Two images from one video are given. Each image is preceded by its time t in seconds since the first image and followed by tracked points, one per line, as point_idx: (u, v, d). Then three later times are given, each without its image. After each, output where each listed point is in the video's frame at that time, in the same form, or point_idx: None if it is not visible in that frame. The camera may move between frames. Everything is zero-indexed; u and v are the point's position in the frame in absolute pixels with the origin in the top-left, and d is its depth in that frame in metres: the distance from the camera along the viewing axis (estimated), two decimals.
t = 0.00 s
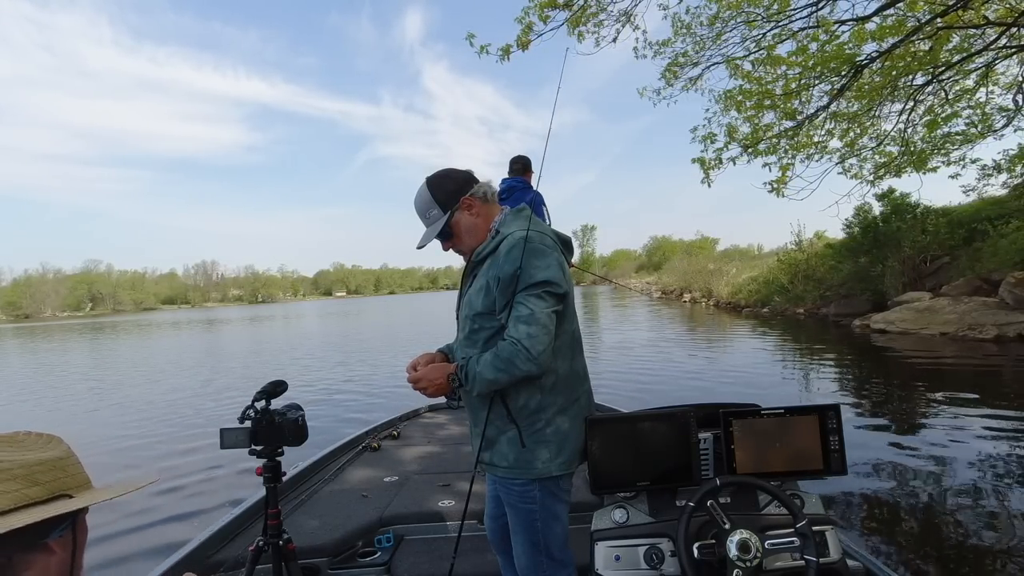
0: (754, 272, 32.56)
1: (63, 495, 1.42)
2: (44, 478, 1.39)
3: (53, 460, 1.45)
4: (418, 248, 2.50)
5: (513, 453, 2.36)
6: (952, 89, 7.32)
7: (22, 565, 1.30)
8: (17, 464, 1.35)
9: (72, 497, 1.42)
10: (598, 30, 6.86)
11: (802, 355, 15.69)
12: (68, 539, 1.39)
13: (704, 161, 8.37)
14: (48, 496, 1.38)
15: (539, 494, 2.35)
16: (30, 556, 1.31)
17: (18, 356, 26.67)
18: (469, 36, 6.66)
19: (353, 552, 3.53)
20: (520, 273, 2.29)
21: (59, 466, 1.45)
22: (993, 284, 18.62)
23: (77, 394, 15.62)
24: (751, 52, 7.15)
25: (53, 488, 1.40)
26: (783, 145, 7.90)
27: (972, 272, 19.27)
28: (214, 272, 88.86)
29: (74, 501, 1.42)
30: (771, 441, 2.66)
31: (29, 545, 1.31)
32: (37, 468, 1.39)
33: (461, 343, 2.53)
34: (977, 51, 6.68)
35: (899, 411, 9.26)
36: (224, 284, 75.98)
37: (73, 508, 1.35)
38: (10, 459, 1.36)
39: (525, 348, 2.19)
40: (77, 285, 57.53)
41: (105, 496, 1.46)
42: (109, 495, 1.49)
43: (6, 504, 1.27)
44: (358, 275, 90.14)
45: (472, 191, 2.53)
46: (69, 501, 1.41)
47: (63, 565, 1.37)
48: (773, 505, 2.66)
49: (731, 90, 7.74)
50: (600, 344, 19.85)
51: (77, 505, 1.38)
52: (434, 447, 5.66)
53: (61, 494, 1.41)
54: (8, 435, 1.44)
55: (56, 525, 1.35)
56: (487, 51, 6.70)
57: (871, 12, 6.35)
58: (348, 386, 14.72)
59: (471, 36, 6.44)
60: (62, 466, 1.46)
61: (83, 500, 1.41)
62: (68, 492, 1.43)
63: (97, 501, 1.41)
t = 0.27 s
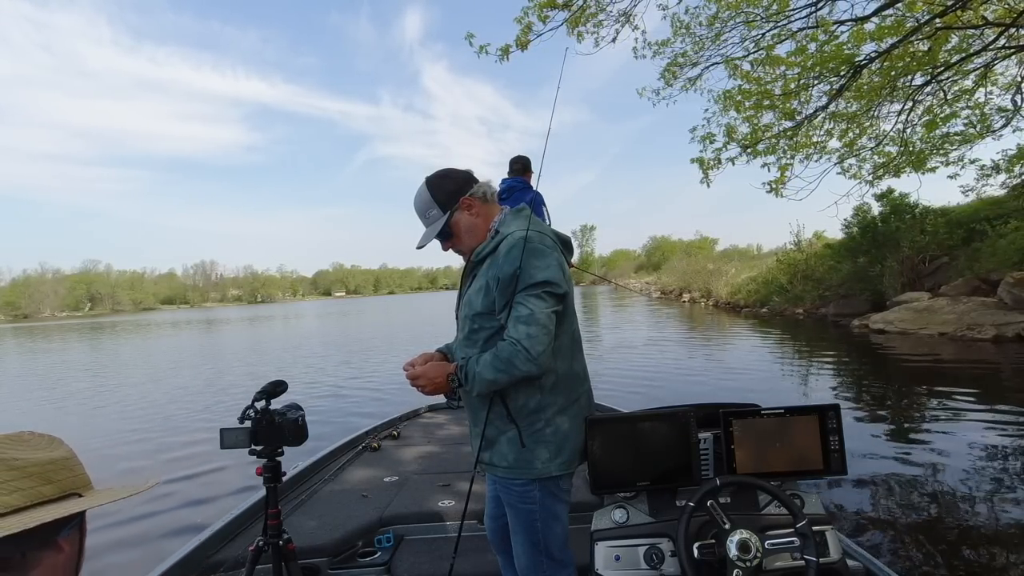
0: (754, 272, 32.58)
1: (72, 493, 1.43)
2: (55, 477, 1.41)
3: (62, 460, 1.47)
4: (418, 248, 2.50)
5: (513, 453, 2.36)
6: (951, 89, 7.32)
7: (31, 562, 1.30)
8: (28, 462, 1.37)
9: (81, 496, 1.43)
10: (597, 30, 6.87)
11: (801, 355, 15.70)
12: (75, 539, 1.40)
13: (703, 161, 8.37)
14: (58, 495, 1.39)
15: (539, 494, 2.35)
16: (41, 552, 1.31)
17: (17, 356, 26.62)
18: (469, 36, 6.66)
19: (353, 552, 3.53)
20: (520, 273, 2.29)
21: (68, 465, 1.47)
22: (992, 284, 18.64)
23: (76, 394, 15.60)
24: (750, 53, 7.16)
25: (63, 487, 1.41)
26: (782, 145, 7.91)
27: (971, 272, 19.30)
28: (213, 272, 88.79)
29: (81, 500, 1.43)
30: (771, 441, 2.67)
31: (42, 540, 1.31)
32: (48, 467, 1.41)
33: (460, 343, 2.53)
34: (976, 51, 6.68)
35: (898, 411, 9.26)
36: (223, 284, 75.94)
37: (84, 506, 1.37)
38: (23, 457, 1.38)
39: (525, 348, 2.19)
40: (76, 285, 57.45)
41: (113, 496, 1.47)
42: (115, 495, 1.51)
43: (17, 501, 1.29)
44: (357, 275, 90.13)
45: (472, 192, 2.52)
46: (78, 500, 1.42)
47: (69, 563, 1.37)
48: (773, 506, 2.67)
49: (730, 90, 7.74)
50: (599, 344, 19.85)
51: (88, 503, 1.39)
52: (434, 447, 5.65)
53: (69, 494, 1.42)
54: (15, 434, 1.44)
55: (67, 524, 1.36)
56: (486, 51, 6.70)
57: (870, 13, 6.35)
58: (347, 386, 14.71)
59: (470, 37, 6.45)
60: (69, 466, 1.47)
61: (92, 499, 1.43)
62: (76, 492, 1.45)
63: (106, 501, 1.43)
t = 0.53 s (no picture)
0: (753, 272, 32.60)
1: (75, 493, 1.43)
2: (59, 477, 1.41)
3: (65, 460, 1.46)
4: (417, 248, 2.50)
5: (513, 453, 2.36)
6: (950, 89, 7.32)
7: (32, 562, 1.29)
8: (32, 462, 1.38)
9: (84, 496, 1.43)
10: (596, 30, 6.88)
11: (801, 355, 15.72)
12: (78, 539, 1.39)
13: (702, 161, 8.38)
14: (62, 494, 1.39)
15: (539, 494, 2.35)
16: (42, 552, 1.30)
17: (16, 356, 26.59)
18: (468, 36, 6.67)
19: (353, 552, 3.53)
20: (520, 273, 2.29)
21: (71, 466, 1.47)
22: (990, 284, 18.66)
23: (75, 394, 15.58)
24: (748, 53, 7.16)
25: (66, 487, 1.41)
26: (781, 145, 7.91)
27: (969, 273, 19.33)
28: (212, 272, 88.71)
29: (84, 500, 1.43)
30: (772, 441, 2.67)
31: (44, 540, 1.31)
32: (51, 467, 1.41)
33: (460, 344, 2.53)
34: (974, 52, 6.68)
35: (897, 411, 9.26)
36: (222, 284, 75.88)
37: (86, 506, 1.36)
38: (26, 457, 1.38)
39: (525, 348, 2.19)
40: (74, 285, 57.35)
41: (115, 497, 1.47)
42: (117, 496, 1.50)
43: (19, 500, 1.29)
44: (356, 275, 90.12)
45: (471, 192, 2.52)
46: (81, 499, 1.42)
47: (72, 564, 1.37)
48: (773, 505, 2.67)
49: (729, 91, 7.75)
50: (598, 344, 19.86)
51: (90, 504, 1.39)
52: (434, 447, 5.66)
53: (73, 494, 1.42)
54: (16, 434, 1.43)
55: (68, 523, 1.35)
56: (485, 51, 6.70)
57: (868, 14, 6.36)
58: (346, 386, 14.71)
59: (469, 36, 6.45)
60: (71, 466, 1.46)
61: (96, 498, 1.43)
62: (79, 492, 1.44)
63: (108, 501, 1.43)
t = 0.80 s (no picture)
0: (752, 272, 32.62)
1: (78, 494, 1.43)
2: (63, 477, 1.41)
3: (69, 460, 1.46)
4: (416, 248, 2.50)
5: (513, 454, 2.36)
6: (949, 89, 7.33)
7: (35, 561, 1.29)
8: (40, 461, 1.37)
9: (87, 497, 1.43)
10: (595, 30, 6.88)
11: (800, 355, 15.73)
12: (80, 539, 1.39)
13: (702, 161, 8.38)
14: (66, 495, 1.39)
15: (539, 494, 2.34)
16: (46, 551, 1.30)
17: (14, 356, 26.54)
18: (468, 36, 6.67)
19: (353, 552, 3.53)
20: (520, 273, 2.29)
21: (74, 467, 1.46)
22: (989, 284, 18.67)
23: (74, 394, 15.56)
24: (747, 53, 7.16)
25: (70, 488, 1.41)
26: (780, 145, 7.91)
27: (968, 273, 19.34)
28: (211, 272, 88.63)
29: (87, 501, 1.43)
30: (772, 441, 2.67)
31: (47, 540, 1.31)
32: (56, 467, 1.41)
33: (460, 344, 2.53)
34: (973, 52, 6.69)
35: (896, 411, 9.27)
36: (221, 284, 75.80)
37: (90, 506, 1.37)
38: (33, 456, 1.37)
39: (524, 349, 2.19)
40: (73, 285, 57.25)
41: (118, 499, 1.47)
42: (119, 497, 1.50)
43: (24, 499, 1.29)
44: (355, 275, 90.09)
45: (471, 192, 2.52)
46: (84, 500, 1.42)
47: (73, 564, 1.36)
48: (773, 505, 2.67)
49: (728, 91, 7.75)
50: (598, 344, 19.86)
51: (94, 504, 1.39)
52: (434, 447, 5.65)
53: (77, 494, 1.42)
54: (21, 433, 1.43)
55: (72, 524, 1.35)
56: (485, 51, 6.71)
57: (867, 14, 6.36)
58: (346, 386, 14.71)
59: (468, 36, 6.45)
60: (75, 467, 1.46)
61: (100, 499, 1.43)
62: (83, 493, 1.44)
63: (112, 502, 1.43)
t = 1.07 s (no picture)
0: (751, 272, 32.63)
1: (89, 499, 1.42)
2: (76, 480, 1.40)
3: (84, 464, 1.46)
4: (416, 249, 2.50)
5: (513, 454, 2.36)
6: (948, 90, 7.33)
7: (41, 563, 1.28)
8: (57, 462, 1.37)
9: (97, 503, 1.43)
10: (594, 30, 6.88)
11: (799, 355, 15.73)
12: (87, 544, 1.38)
13: (701, 161, 8.38)
14: (77, 498, 1.39)
15: (539, 494, 2.35)
16: (52, 554, 1.30)
17: (14, 357, 26.50)
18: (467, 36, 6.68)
19: (353, 552, 3.53)
20: (520, 273, 2.29)
21: (89, 470, 1.46)
22: (988, 284, 18.67)
23: (73, 394, 15.53)
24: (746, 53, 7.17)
25: (83, 492, 1.41)
26: (779, 145, 7.91)
27: (967, 273, 19.36)
28: (210, 272, 88.56)
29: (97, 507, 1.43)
30: (771, 441, 2.67)
31: (54, 543, 1.30)
32: (70, 470, 1.41)
33: (460, 344, 2.53)
34: (972, 52, 6.69)
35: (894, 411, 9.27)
36: (220, 284, 75.73)
37: (100, 513, 1.36)
38: (51, 456, 1.37)
39: (525, 349, 2.19)
40: (73, 285, 57.18)
41: (128, 507, 1.46)
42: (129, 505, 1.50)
43: (35, 500, 1.29)
44: (355, 275, 90.04)
45: (470, 192, 2.52)
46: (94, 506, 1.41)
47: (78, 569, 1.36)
48: (773, 505, 2.67)
49: (727, 91, 7.75)
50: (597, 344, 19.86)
51: (105, 510, 1.39)
52: (433, 447, 5.65)
53: (87, 499, 1.42)
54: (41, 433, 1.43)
55: (80, 529, 1.35)
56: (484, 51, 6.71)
57: (866, 15, 6.36)
58: (345, 386, 14.70)
59: (468, 36, 6.45)
60: (89, 472, 1.46)
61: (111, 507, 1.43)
62: (94, 498, 1.44)
63: (122, 510, 1.42)
